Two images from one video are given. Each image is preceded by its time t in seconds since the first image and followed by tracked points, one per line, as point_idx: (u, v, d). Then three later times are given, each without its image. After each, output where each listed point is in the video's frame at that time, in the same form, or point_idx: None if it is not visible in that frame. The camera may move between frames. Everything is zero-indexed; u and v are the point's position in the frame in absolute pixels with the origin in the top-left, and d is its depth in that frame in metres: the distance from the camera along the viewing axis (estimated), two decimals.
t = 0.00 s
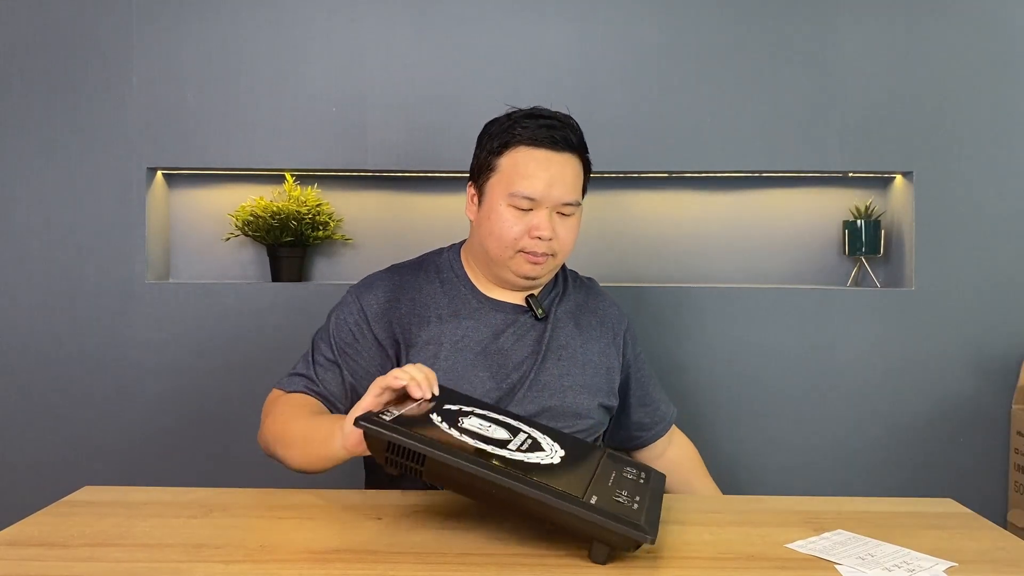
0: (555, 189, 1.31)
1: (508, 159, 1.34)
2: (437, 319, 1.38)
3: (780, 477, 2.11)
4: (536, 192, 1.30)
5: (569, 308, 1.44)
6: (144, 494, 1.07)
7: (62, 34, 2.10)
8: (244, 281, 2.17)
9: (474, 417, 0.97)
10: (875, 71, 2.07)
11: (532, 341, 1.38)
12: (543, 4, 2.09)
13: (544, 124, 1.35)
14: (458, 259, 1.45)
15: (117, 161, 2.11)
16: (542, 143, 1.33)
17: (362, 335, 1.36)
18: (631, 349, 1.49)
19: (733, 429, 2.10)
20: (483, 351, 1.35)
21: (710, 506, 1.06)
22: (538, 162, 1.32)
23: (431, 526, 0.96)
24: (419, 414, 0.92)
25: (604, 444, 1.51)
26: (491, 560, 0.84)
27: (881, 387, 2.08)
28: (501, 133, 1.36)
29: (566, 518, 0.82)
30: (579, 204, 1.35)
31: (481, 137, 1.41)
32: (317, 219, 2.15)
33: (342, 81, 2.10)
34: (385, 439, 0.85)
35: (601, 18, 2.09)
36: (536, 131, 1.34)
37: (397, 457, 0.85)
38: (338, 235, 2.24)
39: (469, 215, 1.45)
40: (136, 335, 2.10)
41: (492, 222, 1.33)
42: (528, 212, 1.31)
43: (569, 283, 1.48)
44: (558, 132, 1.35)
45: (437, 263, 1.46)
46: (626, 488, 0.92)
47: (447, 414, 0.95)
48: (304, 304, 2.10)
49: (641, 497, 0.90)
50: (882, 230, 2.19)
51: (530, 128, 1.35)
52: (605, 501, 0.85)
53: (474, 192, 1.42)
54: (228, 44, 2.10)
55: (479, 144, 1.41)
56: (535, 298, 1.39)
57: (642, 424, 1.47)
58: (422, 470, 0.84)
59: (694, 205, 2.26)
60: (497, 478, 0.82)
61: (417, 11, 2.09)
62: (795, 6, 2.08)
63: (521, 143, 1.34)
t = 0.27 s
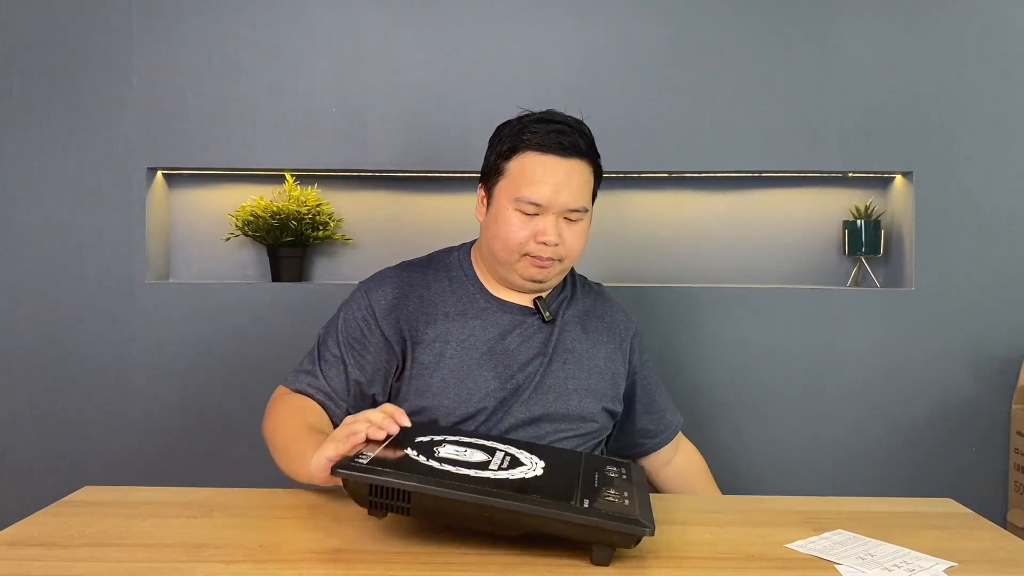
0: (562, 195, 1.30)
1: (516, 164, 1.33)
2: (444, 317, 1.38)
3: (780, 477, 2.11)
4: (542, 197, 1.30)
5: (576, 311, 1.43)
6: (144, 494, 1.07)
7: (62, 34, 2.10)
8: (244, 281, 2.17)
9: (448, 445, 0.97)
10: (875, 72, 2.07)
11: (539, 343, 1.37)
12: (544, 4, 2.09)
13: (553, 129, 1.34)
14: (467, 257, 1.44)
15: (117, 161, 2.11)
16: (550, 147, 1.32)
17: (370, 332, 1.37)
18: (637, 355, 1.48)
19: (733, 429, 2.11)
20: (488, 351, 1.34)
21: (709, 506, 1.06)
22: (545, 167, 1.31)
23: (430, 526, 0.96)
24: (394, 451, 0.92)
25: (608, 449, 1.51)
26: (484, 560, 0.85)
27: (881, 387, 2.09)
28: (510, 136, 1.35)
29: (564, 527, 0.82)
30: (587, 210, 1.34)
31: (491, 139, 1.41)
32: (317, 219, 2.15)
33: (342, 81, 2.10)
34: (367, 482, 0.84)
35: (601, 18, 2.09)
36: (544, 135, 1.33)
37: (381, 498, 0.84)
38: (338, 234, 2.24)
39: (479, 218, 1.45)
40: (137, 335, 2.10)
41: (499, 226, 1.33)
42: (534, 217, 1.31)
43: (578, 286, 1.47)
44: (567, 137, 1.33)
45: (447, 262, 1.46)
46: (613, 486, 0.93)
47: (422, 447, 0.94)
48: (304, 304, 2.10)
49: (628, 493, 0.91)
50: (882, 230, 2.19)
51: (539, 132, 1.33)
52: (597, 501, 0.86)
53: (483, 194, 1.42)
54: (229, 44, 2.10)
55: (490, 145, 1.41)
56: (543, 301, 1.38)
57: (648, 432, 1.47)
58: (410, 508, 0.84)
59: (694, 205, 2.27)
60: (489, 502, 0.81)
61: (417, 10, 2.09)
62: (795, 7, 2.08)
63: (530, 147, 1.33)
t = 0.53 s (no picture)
0: (557, 197, 1.30)
1: (512, 165, 1.33)
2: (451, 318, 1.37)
3: (780, 477, 2.11)
4: (536, 199, 1.30)
5: (581, 315, 1.42)
6: (144, 495, 1.07)
7: (62, 34, 2.10)
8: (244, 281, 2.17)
9: (439, 462, 0.97)
10: (875, 72, 2.07)
11: (546, 346, 1.36)
12: (544, 4, 2.09)
13: (550, 130, 1.33)
14: (475, 259, 1.44)
15: (117, 161, 2.11)
16: (545, 149, 1.32)
17: (377, 329, 1.36)
18: (642, 361, 1.48)
19: (733, 429, 2.11)
20: (494, 353, 1.34)
21: (709, 506, 1.06)
22: (540, 169, 1.31)
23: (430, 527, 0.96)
24: (386, 473, 0.91)
25: (610, 452, 1.50)
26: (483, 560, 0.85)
27: (881, 387, 2.09)
28: (508, 138, 1.35)
29: (567, 535, 0.82)
30: (585, 211, 1.34)
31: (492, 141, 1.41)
32: (318, 219, 2.15)
33: (342, 82, 2.10)
34: (363, 510, 0.82)
35: (601, 18, 2.09)
36: (541, 137, 1.33)
37: (378, 523, 0.83)
38: (338, 234, 2.25)
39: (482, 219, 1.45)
40: (136, 335, 2.10)
41: (496, 228, 1.34)
42: (530, 218, 1.32)
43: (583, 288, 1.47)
44: (563, 138, 1.33)
45: (456, 262, 1.45)
46: (609, 487, 0.93)
47: (413, 467, 0.94)
48: (304, 304, 2.10)
49: (625, 493, 0.92)
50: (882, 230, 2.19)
51: (536, 134, 1.33)
52: (595, 504, 0.86)
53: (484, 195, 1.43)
54: (228, 44, 2.10)
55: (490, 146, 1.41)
56: (549, 304, 1.38)
57: (651, 437, 1.47)
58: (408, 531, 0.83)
59: (694, 205, 2.27)
60: (490, 517, 0.80)
61: (417, 10, 2.09)
62: (795, 7, 2.08)
63: (527, 149, 1.32)
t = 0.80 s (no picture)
0: (557, 198, 1.30)
1: (511, 168, 1.33)
2: (453, 318, 1.37)
3: (780, 477, 2.11)
4: (536, 202, 1.30)
5: (583, 315, 1.43)
6: (144, 495, 1.07)
7: (62, 34, 2.10)
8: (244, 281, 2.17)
9: (439, 469, 0.97)
10: (875, 72, 2.08)
11: (548, 347, 1.37)
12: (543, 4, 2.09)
13: (548, 131, 1.33)
14: (476, 259, 1.44)
15: (117, 161, 2.11)
16: (544, 151, 1.31)
17: (379, 327, 1.35)
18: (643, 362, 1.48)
19: (733, 429, 2.11)
20: (496, 354, 1.34)
21: (709, 506, 1.06)
22: (539, 170, 1.31)
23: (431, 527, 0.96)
24: (386, 482, 0.91)
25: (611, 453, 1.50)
26: (486, 561, 0.85)
27: (881, 387, 2.09)
28: (506, 140, 1.35)
29: (573, 538, 0.81)
30: (585, 212, 1.34)
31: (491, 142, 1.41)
32: (318, 219, 2.15)
33: (342, 82, 2.10)
34: (365, 521, 0.81)
35: (601, 18, 2.09)
36: (539, 138, 1.32)
37: (380, 535, 0.82)
38: (338, 234, 2.25)
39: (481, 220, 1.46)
40: (136, 334, 2.10)
41: (496, 230, 1.34)
42: (530, 220, 1.32)
43: (584, 289, 1.48)
44: (561, 139, 1.32)
45: (459, 263, 1.45)
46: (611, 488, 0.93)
47: (412, 475, 0.94)
48: (305, 304, 2.10)
49: (627, 493, 0.92)
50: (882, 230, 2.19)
51: (535, 135, 1.33)
52: (599, 506, 0.86)
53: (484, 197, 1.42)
54: (229, 44, 2.10)
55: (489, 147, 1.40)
56: (552, 305, 1.38)
57: (652, 438, 1.47)
58: (411, 541, 0.82)
59: (694, 205, 2.27)
60: (494, 524, 0.80)
61: (417, 9, 2.09)
62: (795, 7, 2.08)
63: (526, 150, 1.32)
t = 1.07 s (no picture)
0: (561, 197, 1.30)
1: (512, 168, 1.33)
2: (452, 319, 1.37)
3: (780, 477, 2.11)
4: (540, 201, 1.30)
5: (582, 315, 1.43)
6: (144, 495, 1.07)
7: (62, 34, 2.10)
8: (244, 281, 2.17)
9: (441, 472, 0.97)
10: (875, 72, 2.07)
11: (548, 347, 1.37)
12: (543, 4, 2.09)
13: (549, 130, 1.33)
14: (475, 259, 1.44)
15: (117, 162, 2.11)
16: (546, 150, 1.31)
17: (378, 327, 1.35)
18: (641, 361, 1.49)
19: (733, 429, 2.11)
20: (496, 355, 1.34)
21: (709, 506, 1.06)
22: (542, 170, 1.31)
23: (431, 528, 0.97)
24: (387, 485, 0.91)
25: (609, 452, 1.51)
26: (488, 562, 0.85)
27: (881, 387, 2.09)
28: (506, 141, 1.35)
29: (577, 540, 0.81)
30: (587, 210, 1.34)
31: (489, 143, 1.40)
32: (318, 219, 2.14)
33: (342, 82, 2.10)
34: (366, 525, 0.81)
35: (601, 18, 2.09)
36: (541, 138, 1.32)
37: (383, 539, 0.82)
38: (338, 234, 2.25)
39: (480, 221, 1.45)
40: (136, 334, 2.10)
41: (500, 231, 1.34)
42: (534, 220, 1.32)
43: (583, 287, 1.48)
44: (563, 138, 1.32)
45: (457, 264, 1.45)
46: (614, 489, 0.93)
47: (413, 479, 0.94)
48: (305, 304, 2.10)
49: (630, 494, 0.92)
50: (882, 230, 2.19)
51: (535, 135, 1.33)
52: (603, 507, 0.86)
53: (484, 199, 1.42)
54: (229, 44, 2.10)
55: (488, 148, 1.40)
56: (552, 304, 1.39)
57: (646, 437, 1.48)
58: (414, 545, 0.82)
59: (693, 205, 2.27)
60: (498, 526, 0.80)
61: (417, 9, 2.09)
62: (796, 7, 2.08)
63: (527, 151, 1.32)
